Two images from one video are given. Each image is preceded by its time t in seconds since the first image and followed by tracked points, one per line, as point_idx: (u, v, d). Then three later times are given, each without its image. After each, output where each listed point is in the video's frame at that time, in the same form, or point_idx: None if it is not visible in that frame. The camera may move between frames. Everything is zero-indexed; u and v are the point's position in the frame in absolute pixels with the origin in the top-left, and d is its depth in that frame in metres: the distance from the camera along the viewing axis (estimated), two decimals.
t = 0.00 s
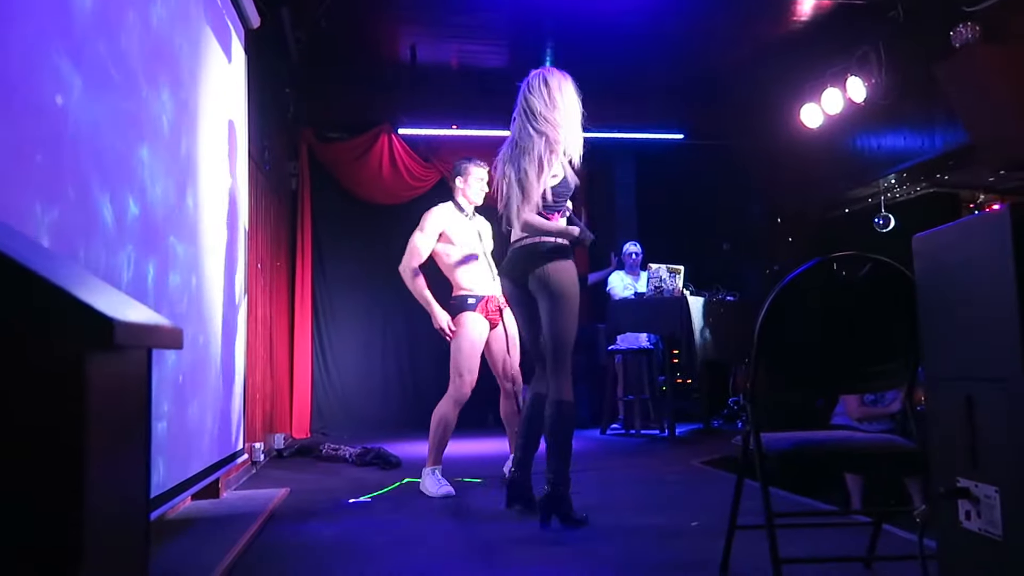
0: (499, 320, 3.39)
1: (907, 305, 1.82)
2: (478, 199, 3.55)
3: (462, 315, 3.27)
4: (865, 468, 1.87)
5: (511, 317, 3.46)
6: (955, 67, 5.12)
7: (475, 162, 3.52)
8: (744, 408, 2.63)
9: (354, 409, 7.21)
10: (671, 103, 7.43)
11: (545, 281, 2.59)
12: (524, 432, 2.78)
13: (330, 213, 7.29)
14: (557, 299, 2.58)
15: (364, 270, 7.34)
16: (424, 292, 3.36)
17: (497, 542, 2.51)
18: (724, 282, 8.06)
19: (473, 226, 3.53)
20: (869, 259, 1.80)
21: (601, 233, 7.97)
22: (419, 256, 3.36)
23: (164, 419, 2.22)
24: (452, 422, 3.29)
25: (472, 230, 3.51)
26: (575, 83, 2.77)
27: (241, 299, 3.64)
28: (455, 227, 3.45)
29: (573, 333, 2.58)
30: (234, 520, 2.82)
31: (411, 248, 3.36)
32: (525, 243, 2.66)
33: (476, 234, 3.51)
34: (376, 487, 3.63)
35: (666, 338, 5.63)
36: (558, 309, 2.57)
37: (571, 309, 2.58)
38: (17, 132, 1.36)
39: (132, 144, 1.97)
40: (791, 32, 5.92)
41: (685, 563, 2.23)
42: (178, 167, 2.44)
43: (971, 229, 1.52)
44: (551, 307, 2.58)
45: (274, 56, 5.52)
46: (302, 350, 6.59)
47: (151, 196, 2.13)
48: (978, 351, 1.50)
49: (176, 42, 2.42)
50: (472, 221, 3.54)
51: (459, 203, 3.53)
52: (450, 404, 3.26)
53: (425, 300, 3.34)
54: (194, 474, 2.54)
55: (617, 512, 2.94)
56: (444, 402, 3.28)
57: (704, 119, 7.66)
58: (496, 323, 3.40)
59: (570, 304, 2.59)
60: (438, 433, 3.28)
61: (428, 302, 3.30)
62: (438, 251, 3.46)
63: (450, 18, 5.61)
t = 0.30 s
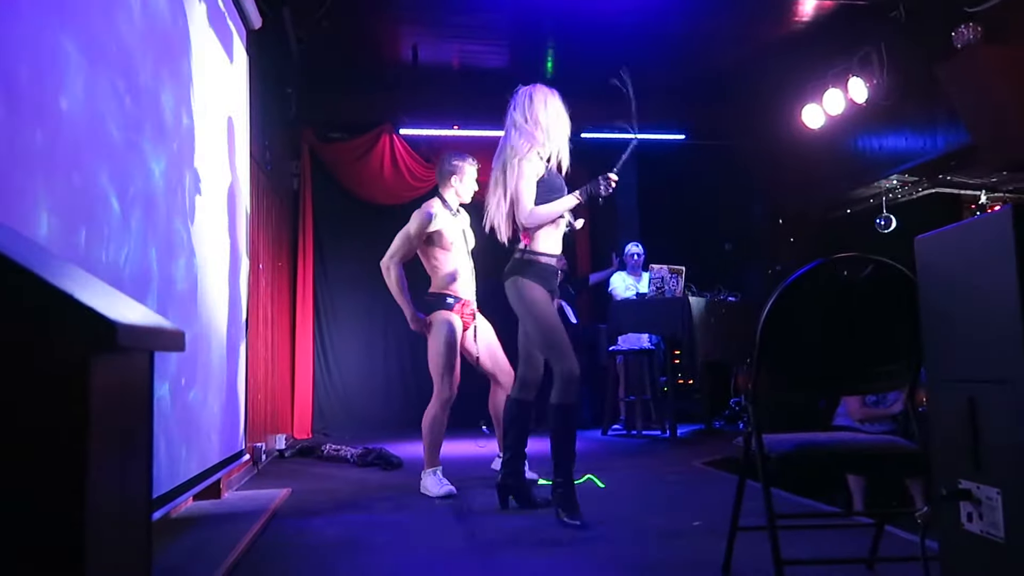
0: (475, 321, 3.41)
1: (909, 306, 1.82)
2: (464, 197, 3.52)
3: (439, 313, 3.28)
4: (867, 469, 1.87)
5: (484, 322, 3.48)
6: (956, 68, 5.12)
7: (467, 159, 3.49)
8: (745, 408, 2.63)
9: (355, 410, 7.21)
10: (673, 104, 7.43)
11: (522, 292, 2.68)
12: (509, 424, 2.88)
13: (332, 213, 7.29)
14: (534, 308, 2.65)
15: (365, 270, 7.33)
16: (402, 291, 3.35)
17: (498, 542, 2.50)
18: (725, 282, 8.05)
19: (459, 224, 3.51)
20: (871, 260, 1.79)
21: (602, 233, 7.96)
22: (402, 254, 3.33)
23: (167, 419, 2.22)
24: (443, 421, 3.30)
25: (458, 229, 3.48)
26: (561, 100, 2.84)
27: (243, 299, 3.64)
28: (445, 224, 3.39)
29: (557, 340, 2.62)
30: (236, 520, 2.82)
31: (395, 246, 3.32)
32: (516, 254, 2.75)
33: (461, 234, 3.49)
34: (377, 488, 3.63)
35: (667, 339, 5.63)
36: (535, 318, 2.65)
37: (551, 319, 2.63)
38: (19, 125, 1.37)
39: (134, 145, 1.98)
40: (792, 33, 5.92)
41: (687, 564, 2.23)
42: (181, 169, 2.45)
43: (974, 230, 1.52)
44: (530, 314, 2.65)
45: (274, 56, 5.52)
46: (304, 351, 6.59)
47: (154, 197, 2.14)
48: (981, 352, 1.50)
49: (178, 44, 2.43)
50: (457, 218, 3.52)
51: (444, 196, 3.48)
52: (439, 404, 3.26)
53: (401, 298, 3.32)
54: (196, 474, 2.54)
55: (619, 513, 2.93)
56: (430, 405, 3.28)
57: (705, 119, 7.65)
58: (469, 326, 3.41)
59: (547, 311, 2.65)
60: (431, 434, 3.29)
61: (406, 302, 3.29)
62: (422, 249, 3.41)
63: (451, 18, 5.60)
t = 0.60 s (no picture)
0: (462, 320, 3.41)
1: (910, 307, 1.81)
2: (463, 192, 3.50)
3: (417, 310, 3.29)
4: (866, 471, 1.86)
5: (472, 320, 3.46)
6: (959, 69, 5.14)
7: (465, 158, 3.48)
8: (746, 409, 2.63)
9: (356, 410, 7.21)
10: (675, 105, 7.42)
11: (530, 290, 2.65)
12: (508, 425, 2.85)
13: (333, 213, 7.30)
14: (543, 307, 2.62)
15: (366, 270, 7.34)
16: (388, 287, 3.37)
17: (498, 542, 2.50)
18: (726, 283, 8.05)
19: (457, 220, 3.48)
20: (873, 261, 1.79)
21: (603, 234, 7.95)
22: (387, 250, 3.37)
23: (168, 419, 2.22)
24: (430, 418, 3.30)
25: (454, 225, 3.45)
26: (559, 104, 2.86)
27: (244, 299, 3.64)
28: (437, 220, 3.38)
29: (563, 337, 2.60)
30: (236, 520, 2.82)
31: (383, 243, 3.36)
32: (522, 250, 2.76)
33: (457, 229, 3.45)
34: (378, 488, 3.63)
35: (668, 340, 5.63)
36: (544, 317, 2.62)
37: (560, 317, 2.61)
38: (21, 119, 1.37)
39: (135, 143, 1.97)
40: (793, 35, 5.93)
41: (688, 565, 2.22)
42: (183, 169, 2.45)
43: (976, 231, 1.51)
44: (538, 311, 2.62)
45: (275, 55, 5.53)
46: (304, 351, 6.60)
47: (155, 194, 2.14)
48: (981, 354, 1.50)
49: (179, 43, 2.42)
50: (456, 212, 3.50)
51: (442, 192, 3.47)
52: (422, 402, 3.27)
53: (385, 295, 3.35)
54: (197, 474, 2.54)
55: (619, 514, 2.93)
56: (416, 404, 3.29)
57: (707, 120, 7.64)
58: (455, 324, 3.40)
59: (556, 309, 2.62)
60: (418, 433, 3.30)
61: (389, 298, 3.30)
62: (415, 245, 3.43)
63: (452, 18, 5.61)
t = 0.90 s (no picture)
0: (472, 321, 3.39)
1: (914, 309, 1.81)
2: (475, 195, 3.48)
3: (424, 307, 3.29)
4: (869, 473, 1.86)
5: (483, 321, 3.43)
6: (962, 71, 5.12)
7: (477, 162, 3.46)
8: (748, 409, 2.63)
9: (357, 409, 7.21)
10: (678, 105, 7.42)
11: (551, 292, 2.60)
12: (520, 427, 2.82)
13: (336, 212, 7.31)
14: (564, 312, 2.58)
15: (369, 269, 7.34)
16: (396, 286, 3.39)
17: (499, 542, 2.50)
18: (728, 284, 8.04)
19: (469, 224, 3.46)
20: (876, 263, 1.79)
21: (606, 234, 7.95)
22: (395, 249, 3.38)
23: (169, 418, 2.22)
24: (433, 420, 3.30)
25: (464, 227, 3.45)
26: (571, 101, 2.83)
27: (246, 297, 3.64)
28: (446, 221, 3.41)
29: (580, 345, 2.57)
30: (237, 518, 2.82)
31: (391, 243, 3.39)
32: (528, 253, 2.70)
33: (468, 232, 3.45)
34: (379, 487, 3.63)
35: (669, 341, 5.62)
36: (564, 321, 2.58)
37: (580, 321, 2.58)
38: (26, 114, 1.37)
39: (137, 140, 1.97)
40: (797, 36, 5.93)
41: (690, 566, 2.22)
42: (185, 167, 2.44)
43: (980, 233, 1.51)
44: (559, 315, 2.58)
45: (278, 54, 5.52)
46: (306, 350, 6.59)
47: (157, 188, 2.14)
48: (985, 356, 1.49)
49: (182, 40, 2.41)
50: (468, 216, 3.49)
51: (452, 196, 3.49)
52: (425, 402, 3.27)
53: (393, 295, 3.38)
54: (198, 472, 2.54)
55: (620, 514, 2.93)
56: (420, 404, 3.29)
57: (709, 121, 7.63)
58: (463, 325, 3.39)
59: (575, 316, 2.58)
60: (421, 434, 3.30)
61: (396, 296, 3.33)
62: (426, 247, 3.45)
63: (455, 18, 5.60)
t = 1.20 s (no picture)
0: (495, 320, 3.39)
1: (914, 313, 1.81)
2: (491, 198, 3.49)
3: (451, 310, 3.31)
4: (868, 476, 1.85)
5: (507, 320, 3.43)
6: (963, 74, 5.13)
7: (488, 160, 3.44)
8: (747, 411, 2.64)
9: (357, 408, 7.22)
10: (679, 106, 7.42)
11: (569, 282, 2.57)
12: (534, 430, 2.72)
13: (337, 211, 7.32)
14: (581, 304, 2.55)
15: (370, 268, 7.35)
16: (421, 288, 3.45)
17: (498, 542, 2.51)
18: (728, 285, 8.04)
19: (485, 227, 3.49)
20: (876, 266, 1.78)
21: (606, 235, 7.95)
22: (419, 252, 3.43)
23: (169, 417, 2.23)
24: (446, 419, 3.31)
25: (480, 230, 3.48)
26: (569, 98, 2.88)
27: (246, 297, 3.64)
28: (462, 224, 3.44)
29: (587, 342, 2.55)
30: (237, 516, 2.83)
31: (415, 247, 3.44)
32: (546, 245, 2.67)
33: (484, 235, 3.47)
34: (379, 486, 3.63)
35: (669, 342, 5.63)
36: (580, 312, 2.55)
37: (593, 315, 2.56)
38: (29, 114, 1.37)
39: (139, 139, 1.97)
40: (799, 38, 5.93)
41: (688, 568, 2.22)
42: (186, 166, 2.45)
43: (981, 237, 1.51)
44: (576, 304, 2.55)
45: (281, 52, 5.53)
46: (306, 349, 6.60)
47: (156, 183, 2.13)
48: (985, 361, 1.49)
49: (184, 40, 2.43)
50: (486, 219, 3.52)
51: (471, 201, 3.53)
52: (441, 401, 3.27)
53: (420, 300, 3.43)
54: (198, 470, 2.54)
55: (619, 515, 2.93)
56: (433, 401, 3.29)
57: (711, 122, 7.64)
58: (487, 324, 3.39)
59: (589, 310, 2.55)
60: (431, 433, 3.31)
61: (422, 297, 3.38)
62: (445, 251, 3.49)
63: (457, 18, 5.61)
